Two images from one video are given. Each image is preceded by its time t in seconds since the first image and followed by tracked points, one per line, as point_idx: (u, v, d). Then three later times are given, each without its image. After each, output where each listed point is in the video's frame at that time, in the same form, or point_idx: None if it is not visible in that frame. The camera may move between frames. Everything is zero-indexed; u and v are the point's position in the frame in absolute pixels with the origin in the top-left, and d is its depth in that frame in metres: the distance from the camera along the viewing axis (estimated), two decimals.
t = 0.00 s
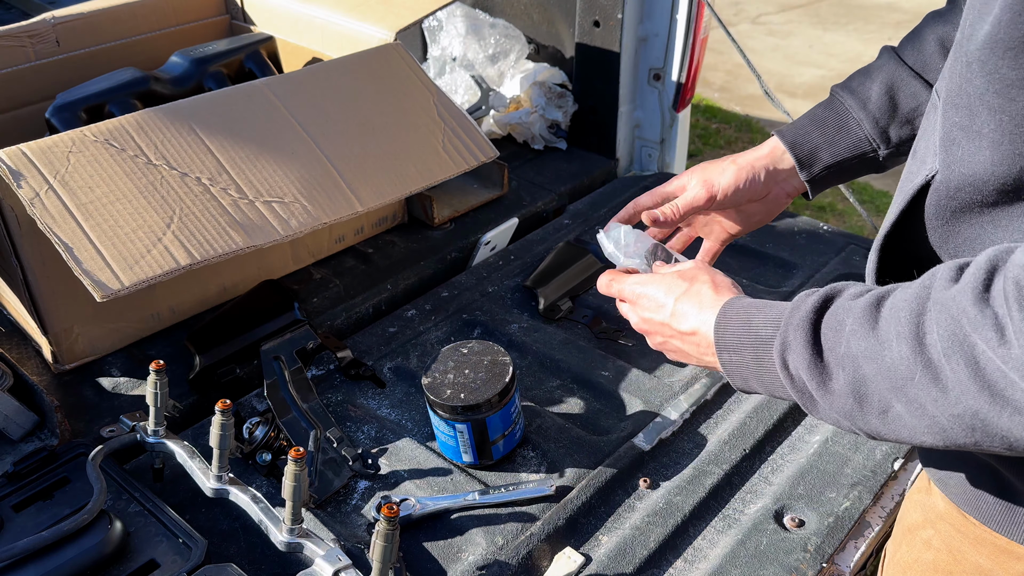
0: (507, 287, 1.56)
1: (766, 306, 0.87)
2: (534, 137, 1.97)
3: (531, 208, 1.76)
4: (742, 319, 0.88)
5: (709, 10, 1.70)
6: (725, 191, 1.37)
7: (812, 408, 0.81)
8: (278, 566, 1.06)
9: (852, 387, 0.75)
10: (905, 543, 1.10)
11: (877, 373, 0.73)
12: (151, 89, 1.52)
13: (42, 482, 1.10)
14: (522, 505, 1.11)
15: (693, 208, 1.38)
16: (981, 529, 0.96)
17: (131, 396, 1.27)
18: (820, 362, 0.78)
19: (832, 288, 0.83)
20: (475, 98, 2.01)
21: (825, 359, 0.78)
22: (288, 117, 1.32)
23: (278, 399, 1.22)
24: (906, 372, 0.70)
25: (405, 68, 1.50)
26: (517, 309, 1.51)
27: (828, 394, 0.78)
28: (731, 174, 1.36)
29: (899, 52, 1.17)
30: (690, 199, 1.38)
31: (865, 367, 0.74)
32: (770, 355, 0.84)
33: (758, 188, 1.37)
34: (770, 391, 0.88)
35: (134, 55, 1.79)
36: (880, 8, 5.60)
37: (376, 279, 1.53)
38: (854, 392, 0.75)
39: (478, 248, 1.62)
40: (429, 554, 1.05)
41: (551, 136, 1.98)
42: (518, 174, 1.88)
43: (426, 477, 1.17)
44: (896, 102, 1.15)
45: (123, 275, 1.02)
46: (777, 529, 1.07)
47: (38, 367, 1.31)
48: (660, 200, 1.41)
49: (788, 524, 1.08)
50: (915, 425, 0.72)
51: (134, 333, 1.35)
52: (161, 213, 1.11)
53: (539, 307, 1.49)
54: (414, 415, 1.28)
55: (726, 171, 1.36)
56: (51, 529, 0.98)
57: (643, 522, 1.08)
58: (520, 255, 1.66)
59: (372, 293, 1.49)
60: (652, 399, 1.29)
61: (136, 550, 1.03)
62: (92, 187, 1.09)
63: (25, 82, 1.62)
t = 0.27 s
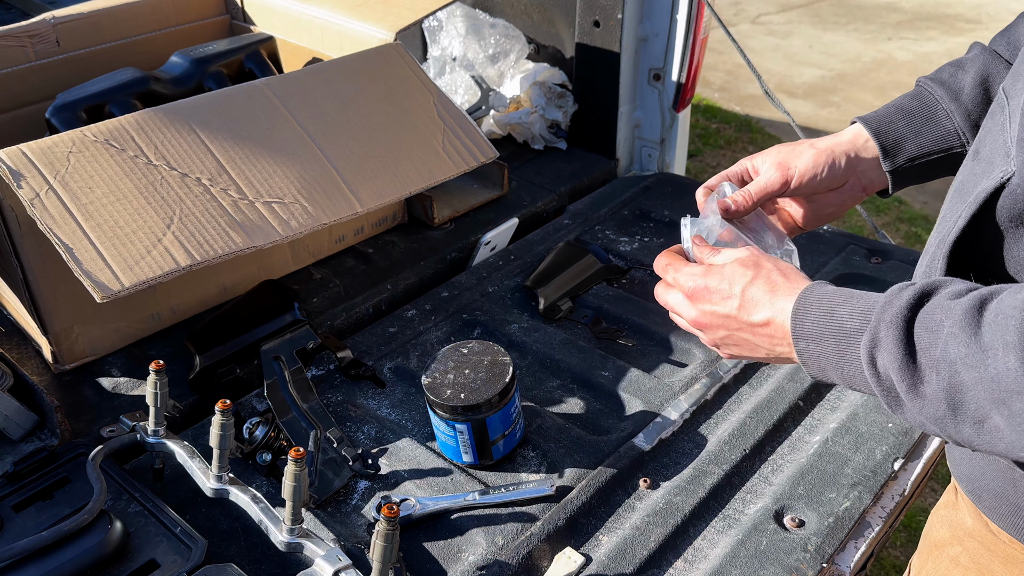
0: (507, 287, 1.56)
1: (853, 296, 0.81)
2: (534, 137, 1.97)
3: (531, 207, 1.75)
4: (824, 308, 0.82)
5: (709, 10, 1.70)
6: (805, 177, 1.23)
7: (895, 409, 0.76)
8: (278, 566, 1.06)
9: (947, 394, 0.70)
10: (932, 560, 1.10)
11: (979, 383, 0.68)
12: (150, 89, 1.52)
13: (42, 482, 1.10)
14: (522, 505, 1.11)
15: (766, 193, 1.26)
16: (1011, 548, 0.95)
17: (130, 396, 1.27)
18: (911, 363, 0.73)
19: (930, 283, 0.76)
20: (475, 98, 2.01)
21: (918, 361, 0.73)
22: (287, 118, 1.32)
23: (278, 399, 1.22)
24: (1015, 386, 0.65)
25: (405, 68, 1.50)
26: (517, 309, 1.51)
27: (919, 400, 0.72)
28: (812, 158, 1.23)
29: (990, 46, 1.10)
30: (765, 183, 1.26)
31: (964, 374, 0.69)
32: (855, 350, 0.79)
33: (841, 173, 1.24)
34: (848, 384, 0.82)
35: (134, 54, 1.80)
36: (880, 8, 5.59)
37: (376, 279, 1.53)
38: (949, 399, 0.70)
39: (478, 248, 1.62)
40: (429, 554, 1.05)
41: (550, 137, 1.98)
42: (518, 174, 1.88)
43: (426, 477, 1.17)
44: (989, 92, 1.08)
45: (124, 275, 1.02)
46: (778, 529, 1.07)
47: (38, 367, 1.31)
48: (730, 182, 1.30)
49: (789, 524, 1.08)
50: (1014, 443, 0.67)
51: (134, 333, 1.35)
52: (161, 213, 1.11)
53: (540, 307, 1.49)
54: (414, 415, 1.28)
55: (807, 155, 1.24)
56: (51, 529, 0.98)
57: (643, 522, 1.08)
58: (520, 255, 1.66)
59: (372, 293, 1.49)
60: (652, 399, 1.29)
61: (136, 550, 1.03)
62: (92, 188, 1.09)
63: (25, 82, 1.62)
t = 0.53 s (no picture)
0: (507, 287, 1.56)
1: (898, 253, 0.77)
2: (534, 137, 1.97)
3: (531, 207, 1.76)
4: (866, 262, 0.78)
5: (709, 10, 1.70)
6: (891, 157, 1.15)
7: (927, 375, 0.73)
8: (278, 566, 1.06)
9: (990, 360, 0.66)
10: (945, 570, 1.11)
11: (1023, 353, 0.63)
12: (151, 89, 1.52)
13: (42, 482, 1.10)
14: (522, 505, 1.11)
15: (847, 176, 1.17)
16: None
17: (130, 396, 1.27)
18: (950, 326, 0.69)
19: (984, 245, 0.71)
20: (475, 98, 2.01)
21: (962, 326, 0.68)
22: (287, 118, 1.32)
23: (278, 399, 1.22)
24: None
25: (406, 68, 1.50)
26: (517, 309, 1.51)
27: (960, 367, 0.68)
28: (894, 136, 1.15)
29: None
30: (845, 165, 1.17)
31: (1012, 341, 0.64)
32: (894, 308, 0.75)
33: (922, 147, 1.17)
34: (880, 343, 0.78)
35: (134, 54, 1.80)
36: (880, 8, 5.59)
37: (376, 279, 1.53)
38: (990, 367, 0.66)
39: (478, 248, 1.62)
40: (429, 554, 1.05)
41: (550, 136, 1.98)
42: (518, 174, 1.88)
43: (426, 477, 1.17)
44: None
45: (124, 275, 1.02)
46: (778, 529, 1.07)
47: (38, 366, 1.31)
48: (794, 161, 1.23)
49: (789, 524, 1.08)
50: None
51: (134, 333, 1.35)
52: (161, 213, 1.11)
53: (539, 307, 1.49)
54: (414, 415, 1.28)
55: (891, 134, 1.15)
56: (51, 529, 0.98)
57: (643, 522, 1.08)
58: (520, 255, 1.66)
59: (372, 293, 1.49)
60: (652, 399, 1.29)
61: (136, 550, 1.03)
62: (93, 187, 1.10)
63: (25, 82, 1.62)
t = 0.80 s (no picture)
0: (507, 287, 1.56)
1: (910, 229, 0.76)
2: (533, 137, 1.97)
3: (531, 207, 1.76)
4: (876, 237, 0.77)
5: (709, 10, 1.70)
6: (866, 87, 1.15)
7: (929, 353, 0.71)
8: (279, 566, 1.06)
9: (1005, 341, 0.64)
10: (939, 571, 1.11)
11: None
12: (151, 89, 1.52)
13: (42, 482, 1.10)
14: (522, 504, 1.11)
15: (823, 111, 1.17)
16: (1018, 560, 0.95)
17: (130, 396, 1.27)
18: (964, 303, 0.67)
19: (1001, 228, 0.70)
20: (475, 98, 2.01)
21: (974, 303, 0.67)
22: (287, 117, 1.32)
23: (278, 399, 1.22)
24: None
25: (405, 68, 1.50)
26: (517, 309, 1.51)
27: (972, 345, 0.67)
28: (871, 65, 1.15)
29: None
30: (820, 99, 1.16)
31: None
32: (901, 283, 0.74)
33: (897, 82, 1.16)
34: (877, 324, 0.77)
35: (134, 54, 1.80)
36: (880, 8, 5.59)
37: (376, 279, 1.54)
38: (1005, 345, 0.64)
39: (478, 248, 1.62)
40: (429, 554, 1.05)
41: (550, 136, 1.98)
42: (518, 174, 1.88)
43: (426, 477, 1.17)
44: None
45: (124, 275, 1.02)
46: (777, 529, 1.07)
47: (39, 367, 1.31)
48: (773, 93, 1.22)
49: (789, 524, 1.08)
50: None
51: (134, 333, 1.35)
52: (161, 213, 1.11)
53: (540, 307, 1.49)
54: (414, 415, 1.28)
55: (864, 64, 1.15)
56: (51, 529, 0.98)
57: (643, 522, 1.08)
58: (520, 255, 1.66)
59: (372, 293, 1.49)
60: (652, 399, 1.29)
61: (136, 550, 1.03)
62: (93, 187, 1.10)
63: (25, 83, 1.62)
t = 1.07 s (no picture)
0: (507, 287, 1.56)
1: (922, 226, 0.76)
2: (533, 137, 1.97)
3: (531, 207, 1.76)
4: (887, 234, 0.77)
5: (709, 10, 1.70)
6: (884, 75, 1.14)
7: (941, 352, 0.72)
8: (278, 566, 1.06)
9: (1017, 343, 0.64)
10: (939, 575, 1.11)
11: None
12: (151, 89, 1.52)
13: (42, 482, 1.10)
14: (521, 505, 1.11)
15: (841, 99, 1.16)
16: (1019, 565, 0.95)
17: (130, 396, 1.27)
18: (974, 304, 0.67)
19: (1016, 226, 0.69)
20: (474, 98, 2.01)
21: (987, 304, 0.67)
22: (287, 117, 1.32)
23: (278, 399, 1.22)
24: None
25: (405, 67, 1.50)
26: (517, 309, 1.51)
27: (985, 347, 0.67)
28: (888, 52, 1.14)
29: None
30: (838, 87, 1.16)
31: None
32: (913, 280, 0.74)
33: (913, 68, 1.16)
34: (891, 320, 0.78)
35: (134, 54, 1.80)
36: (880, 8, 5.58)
37: (376, 279, 1.54)
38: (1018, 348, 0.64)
39: (478, 248, 1.62)
40: (429, 554, 1.05)
41: (550, 136, 1.98)
42: (518, 174, 1.88)
43: (426, 477, 1.17)
44: None
45: (125, 275, 1.02)
46: (778, 529, 1.07)
47: (38, 366, 1.31)
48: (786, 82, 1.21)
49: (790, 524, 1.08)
50: None
51: (134, 333, 1.35)
52: (162, 213, 1.11)
53: (539, 307, 1.49)
54: (414, 415, 1.28)
55: (882, 51, 1.14)
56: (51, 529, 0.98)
57: (643, 522, 1.08)
58: (520, 255, 1.66)
59: (372, 293, 1.49)
60: (652, 399, 1.29)
61: (136, 550, 1.03)
62: (93, 187, 1.10)
63: (25, 82, 1.62)
